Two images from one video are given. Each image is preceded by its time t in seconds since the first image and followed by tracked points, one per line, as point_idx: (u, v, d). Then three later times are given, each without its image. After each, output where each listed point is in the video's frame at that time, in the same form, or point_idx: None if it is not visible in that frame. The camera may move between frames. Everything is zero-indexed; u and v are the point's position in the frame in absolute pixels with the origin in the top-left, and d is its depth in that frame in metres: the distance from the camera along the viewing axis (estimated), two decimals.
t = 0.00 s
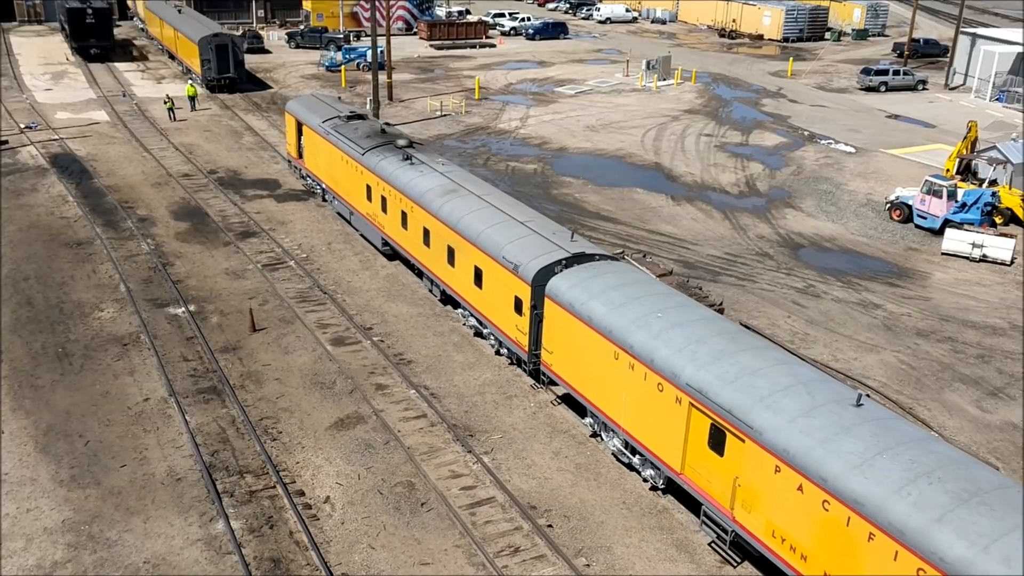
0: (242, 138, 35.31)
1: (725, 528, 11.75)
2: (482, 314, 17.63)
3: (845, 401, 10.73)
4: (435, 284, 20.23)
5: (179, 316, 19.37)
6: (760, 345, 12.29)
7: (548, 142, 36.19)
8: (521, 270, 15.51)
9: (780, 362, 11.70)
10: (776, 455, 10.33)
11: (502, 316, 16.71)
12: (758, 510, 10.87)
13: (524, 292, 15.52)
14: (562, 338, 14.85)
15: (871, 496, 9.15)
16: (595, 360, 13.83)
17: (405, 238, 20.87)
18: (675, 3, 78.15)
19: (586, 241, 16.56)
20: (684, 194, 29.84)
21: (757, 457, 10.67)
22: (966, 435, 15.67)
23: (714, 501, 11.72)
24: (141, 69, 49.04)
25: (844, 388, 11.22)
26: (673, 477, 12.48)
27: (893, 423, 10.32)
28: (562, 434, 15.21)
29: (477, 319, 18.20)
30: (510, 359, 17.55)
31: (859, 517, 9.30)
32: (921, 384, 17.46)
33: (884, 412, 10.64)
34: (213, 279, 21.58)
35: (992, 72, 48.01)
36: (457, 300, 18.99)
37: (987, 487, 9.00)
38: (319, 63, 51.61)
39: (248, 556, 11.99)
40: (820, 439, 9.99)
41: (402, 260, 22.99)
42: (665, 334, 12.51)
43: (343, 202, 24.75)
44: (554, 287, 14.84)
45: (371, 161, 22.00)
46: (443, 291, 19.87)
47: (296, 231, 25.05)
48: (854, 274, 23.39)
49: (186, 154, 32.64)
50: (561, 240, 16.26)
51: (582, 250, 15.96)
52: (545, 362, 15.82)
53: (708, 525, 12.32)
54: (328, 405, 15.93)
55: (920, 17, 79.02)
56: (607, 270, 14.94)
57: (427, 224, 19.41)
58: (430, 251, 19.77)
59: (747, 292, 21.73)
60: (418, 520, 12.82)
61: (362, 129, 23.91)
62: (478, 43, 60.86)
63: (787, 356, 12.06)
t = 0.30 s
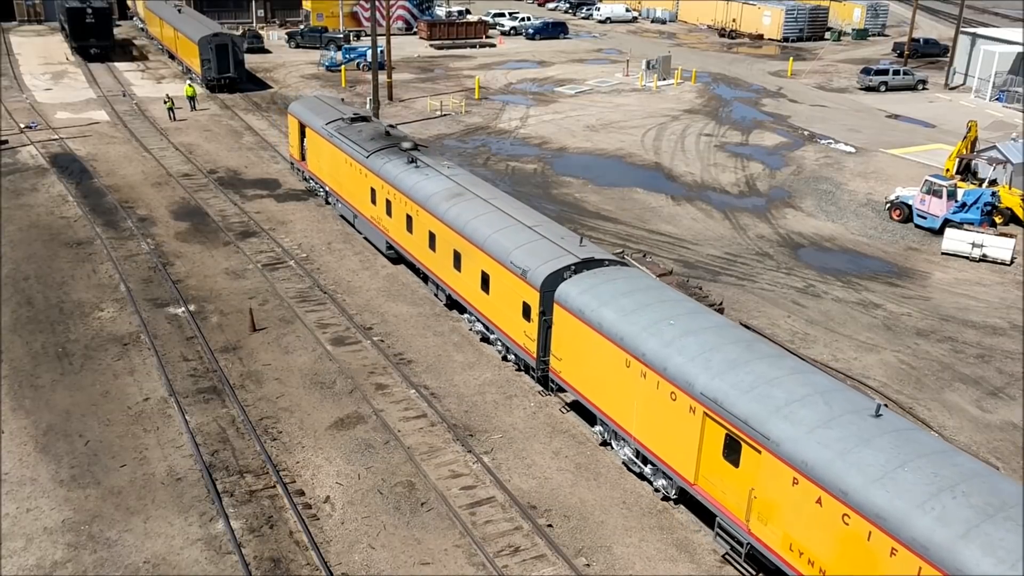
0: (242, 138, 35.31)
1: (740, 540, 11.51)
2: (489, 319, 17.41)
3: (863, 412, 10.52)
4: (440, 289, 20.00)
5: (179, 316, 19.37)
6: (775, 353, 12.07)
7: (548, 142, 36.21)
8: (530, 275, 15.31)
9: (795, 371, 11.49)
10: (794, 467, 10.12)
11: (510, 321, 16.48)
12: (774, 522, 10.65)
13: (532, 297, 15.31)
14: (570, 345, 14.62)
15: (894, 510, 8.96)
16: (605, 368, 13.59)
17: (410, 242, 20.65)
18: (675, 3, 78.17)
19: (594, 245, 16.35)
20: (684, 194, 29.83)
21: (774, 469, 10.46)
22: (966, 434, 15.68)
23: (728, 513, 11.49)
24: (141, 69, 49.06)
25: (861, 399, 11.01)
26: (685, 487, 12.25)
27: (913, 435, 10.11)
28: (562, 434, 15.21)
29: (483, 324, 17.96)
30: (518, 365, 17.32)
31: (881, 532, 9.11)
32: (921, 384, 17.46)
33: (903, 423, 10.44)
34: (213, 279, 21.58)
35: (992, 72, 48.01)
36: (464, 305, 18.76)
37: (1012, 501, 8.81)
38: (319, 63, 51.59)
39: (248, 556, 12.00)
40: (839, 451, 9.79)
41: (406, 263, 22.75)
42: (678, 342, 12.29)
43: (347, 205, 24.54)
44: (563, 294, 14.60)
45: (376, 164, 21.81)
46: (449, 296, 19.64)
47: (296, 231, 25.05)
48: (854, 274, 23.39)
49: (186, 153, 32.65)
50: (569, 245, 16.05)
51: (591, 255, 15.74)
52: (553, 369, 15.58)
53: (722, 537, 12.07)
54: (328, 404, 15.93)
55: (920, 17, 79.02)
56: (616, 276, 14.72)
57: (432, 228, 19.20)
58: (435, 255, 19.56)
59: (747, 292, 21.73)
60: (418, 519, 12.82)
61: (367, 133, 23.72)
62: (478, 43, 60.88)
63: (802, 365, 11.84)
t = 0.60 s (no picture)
0: (242, 138, 35.30)
1: (755, 553, 11.27)
2: (495, 325, 17.17)
3: (883, 424, 10.27)
4: (445, 293, 19.74)
5: (179, 316, 19.37)
6: (791, 362, 11.80)
7: (548, 142, 36.22)
8: (538, 281, 15.09)
9: (813, 380, 11.23)
10: (813, 480, 9.90)
11: (518, 327, 16.22)
12: (792, 535, 10.41)
13: (540, 303, 15.06)
14: (580, 351, 14.36)
15: (918, 526, 8.71)
16: (616, 376, 13.34)
17: (415, 245, 20.45)
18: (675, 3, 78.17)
19: (603, 250, 16.12)
20: (685, 194, 29.81)
21: (792, 482, 10.23)
22: (965, 434, 15.68)
23: (744, 525, 11.25)
24: (141, 68, 49.07)
25: (880, 409, 10.75)
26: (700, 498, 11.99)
27: (935, 447, 9.85)
28: (561, 433, 15.22)
29: (490, 330, 17.70)
30: (525, 372, 17.04)
31: (904, 548, 8.86)
32: (921, 384, 17.46)
33: (924, 434, 10.17)
34: (213, 278, 21.58)
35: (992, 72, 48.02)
36: (470, 310, 18.51)
37: None
38: (319, 63, 51.55)
39: (248, 556, 12.00)
40: (859, 463, 9.55)
41: (411, 268, 22.50)
42: (692, 350, 12.04)
43: (351, 208, 24.33)
44: (572, 299, 14.35)
45: (380, 167, 21.63)
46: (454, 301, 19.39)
47: (296, 230, 25.05)
48: (854, 274, 23.39)
49: (186, 153, 32.65)
50: (578, 250, 15.84)
51: (601, 261, 15.52)
52: (562, 377, 15.31)
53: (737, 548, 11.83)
54: (328, 404, 15.93)
55: (920, 16, 79.00)
56: (626, 282, 14.46)
57: (438, 232, 18.98)
58: (441, 260, 19.32)
59: (747, 292, 21.73)
60: (418, 519, 12.81)
61: (371, 136, 23.58)
62: (477, 43, 60.89)
63: (820, 374, 11.57)
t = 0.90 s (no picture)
0: (242, 138, 35.29)
1: (772, 566, 11.04)
2: (503, 331, 16.91)
3: (904, 436, 10.06)
4: (452, 298, 19.42)
5: (179, 316, 19.37)
6: (808, 372, 11.60)
7: (548, 141, 36.22)
8: (547, 287, 14.84)
9: (830, 391, 11.02)
10: (832, 493, 9.71)
11: (526, 334, 15.95)
12: (810, 548, 10.19)
13: (549, 310, 14.80)
14: (589, 358, 14.14)
15: (943, 542, 8.52)
16: (628, 384, 13.12)
17: (420, 249, 20.26)
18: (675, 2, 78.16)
19: (613, 256, 15.87)
20: (685, 194, 29.81)
21: (811, 494, 10.03)
22: (966, 434, 15.67)
23: (760, 537, 11.02)
24: (141, 68, 49.08)
25: (900, 420, 10.55)
26: (715, 510, 11.74)
27: (958, 459, 9.65)
28: (561, 433, 15.22)
29: (497, 336, 17.43)
30: (534, 379, 16.77)
31: (928, 564, 8.66)
32: (921, 384, 17.46)
33: (946, 446, 9.98)
34: (213, 278, 21.58)
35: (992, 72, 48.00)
36: (477, 316, 18.26)
37: None
38: (319, 63, 51.54)
39: (248, 556, 11.99)
40: (880, 476, 9.36)
41: (416, 272, 22.28)
42: (707, 358, 11.83)
43: (355, 212, 24.15)
44: (582, 305, 14.13)
45: (385, 170, 21.49)
46: (460, 306, 19.14)
47: (296, 230, 25.05)
48: (854, 274, 23.38)
49: (186, 153, 32.65)
50: (587, 255, 15.59)
51: (611, 266, 15.27)
52: (571, 384, 15.08)
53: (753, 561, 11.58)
54: (328, 404, 15.93)
55: (921, 16, 78.97)
56: (637, 288, 14.25)
57: (444, 236, 18.79)
58: (447, 264, 19.10)
59: (747, 292, 21.73)
60: (418, 519, 12.82)
61: (375, 138, 23.46)
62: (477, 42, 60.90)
63: (837, 384, 11.36)
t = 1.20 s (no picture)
0: (242, 138, 35.29)
1: None
2: (510, 337, 16.78)
3: (925, 448, 9.91)
4: (457, 303, 19.20)
5: (179, 316, 19.37)
6: (824, 381, 11.44)
7: (548, 141, 36.22)
8: (556, 293, 14.73)
9: (848, 401, 10.87)
10: (852, 506, 9.56)
11: (534, 340, 15.82)
12: (828, 563, 10.03)
13: (558, 316, 14.69)
14: (600, 365, 13.99)
15: (968, 559, 8.37)
16: (639, 393, 12.96)
17: (426, 253, 20.17)
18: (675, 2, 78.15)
19: (622, 262, 15.78)
20: (685, 193, 29.80)
21: (830, 507, 9.87)
22: (966, 434, 15.67)
23: (776, 551, 10.86)
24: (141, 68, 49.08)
25: (920, 432, 10.39)
26: (729, 521, 11.58)
27: (981, 473, 9.50)
28: (561, 433, 15.22)
29: (504, 342, 17.28)
30: (542, 386, 16.52)
31: None
32: (921, 384, 17.47)
33: (968, 459, 9.82)
34: (213, 278, 21.58)
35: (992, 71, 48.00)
36: (483, 321, 18.13)
37: None
38: (319, 63, 51.53)
39: (248, 555, 11.99)
40: (902, 490, 9.21)
41: (421, 276, 22.13)
42: (721, 367, 11.68)
43: (358, 215, 24.03)
44: (592, 312, 13.99)
45: (390, 173, 21.43)
46: (466, 311, 18.99)
47: (296, 230, 25.05)
48: (854, 274, 23.37)
49: (186, 153, 32.65)
50: (596, 260, 15.50)
51: (621, 272, 15.18)
52: (581, 392, 14.92)
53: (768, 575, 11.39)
54: (328, 404, 15.92)
55: (920, 16, 78.97)
56: (648, 295, 14.11)
57: (450, 240, 18.71)
58: (453, 269, 18.99)
59: (747, 292, 21.72)
60: (418, 519, 12.81)
61: (380, 141, 23.42)
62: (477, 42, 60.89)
63: (854, 394, 11.21)
